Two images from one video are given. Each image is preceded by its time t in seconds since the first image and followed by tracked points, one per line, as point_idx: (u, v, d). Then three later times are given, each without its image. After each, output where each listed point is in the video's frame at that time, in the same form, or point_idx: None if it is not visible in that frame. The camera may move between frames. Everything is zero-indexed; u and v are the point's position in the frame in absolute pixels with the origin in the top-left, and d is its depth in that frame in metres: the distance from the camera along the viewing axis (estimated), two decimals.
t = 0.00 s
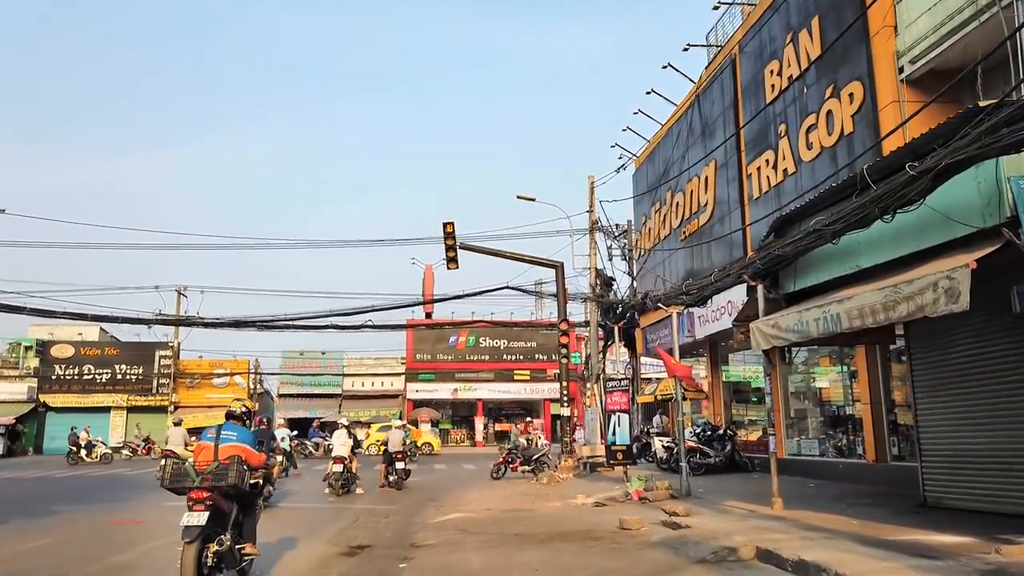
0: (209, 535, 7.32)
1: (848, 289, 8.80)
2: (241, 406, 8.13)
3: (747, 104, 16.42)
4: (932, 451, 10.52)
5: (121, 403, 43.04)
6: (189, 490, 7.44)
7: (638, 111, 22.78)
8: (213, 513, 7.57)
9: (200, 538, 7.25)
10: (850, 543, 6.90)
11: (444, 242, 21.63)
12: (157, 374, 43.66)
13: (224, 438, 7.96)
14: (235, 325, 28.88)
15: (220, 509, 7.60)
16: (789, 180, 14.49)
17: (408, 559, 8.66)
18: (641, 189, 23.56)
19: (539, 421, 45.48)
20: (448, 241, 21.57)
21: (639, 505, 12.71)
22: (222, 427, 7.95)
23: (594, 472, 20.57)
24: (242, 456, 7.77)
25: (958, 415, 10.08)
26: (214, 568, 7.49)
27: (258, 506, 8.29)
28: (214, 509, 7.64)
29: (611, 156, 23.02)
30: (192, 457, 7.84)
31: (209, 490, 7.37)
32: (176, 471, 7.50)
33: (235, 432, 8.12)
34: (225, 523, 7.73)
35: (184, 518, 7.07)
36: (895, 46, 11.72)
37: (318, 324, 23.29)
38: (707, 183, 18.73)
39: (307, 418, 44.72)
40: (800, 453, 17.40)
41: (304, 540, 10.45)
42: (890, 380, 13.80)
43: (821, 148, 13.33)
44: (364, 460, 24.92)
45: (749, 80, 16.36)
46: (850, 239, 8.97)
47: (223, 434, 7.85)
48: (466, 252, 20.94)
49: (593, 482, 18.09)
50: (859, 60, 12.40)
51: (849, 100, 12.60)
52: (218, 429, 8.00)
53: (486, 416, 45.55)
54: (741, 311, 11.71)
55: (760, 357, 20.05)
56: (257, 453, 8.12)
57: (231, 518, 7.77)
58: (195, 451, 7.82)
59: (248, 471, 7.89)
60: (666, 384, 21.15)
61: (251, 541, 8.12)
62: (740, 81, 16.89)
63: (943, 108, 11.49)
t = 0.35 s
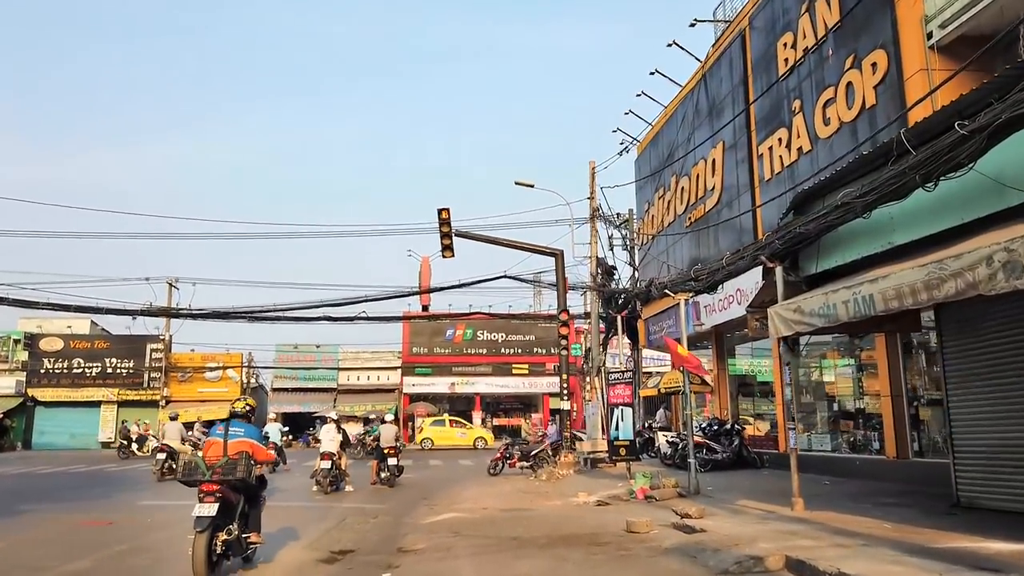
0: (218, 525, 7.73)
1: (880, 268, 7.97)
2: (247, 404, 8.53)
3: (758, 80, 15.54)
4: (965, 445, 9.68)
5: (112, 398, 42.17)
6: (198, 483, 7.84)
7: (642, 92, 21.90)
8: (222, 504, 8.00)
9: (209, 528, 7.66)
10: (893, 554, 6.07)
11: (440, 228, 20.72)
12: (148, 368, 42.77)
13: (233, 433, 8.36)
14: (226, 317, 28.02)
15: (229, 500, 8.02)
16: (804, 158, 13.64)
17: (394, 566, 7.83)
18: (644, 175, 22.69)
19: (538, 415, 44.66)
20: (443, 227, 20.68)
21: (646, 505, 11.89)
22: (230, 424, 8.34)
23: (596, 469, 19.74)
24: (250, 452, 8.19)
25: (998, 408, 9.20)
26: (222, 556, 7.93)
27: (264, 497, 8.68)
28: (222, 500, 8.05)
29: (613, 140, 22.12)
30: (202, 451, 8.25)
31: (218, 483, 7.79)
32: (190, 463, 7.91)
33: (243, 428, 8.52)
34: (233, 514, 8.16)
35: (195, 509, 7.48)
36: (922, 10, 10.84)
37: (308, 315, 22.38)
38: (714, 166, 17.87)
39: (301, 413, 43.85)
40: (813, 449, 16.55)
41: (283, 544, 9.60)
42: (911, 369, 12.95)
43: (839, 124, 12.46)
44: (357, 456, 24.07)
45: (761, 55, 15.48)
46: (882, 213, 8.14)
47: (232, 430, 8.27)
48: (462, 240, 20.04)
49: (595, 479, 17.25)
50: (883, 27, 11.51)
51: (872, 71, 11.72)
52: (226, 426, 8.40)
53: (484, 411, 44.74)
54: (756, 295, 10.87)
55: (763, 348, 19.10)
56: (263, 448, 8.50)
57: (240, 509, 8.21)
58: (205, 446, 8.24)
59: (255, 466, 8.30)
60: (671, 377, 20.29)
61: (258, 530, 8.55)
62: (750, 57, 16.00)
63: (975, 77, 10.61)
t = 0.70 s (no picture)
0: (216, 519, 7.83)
1: (912, 246, 7.15)
2: (243, 404, 8.70)
3: (765, 57, 14.73)
4: (996, 440, 8.88)
5: (98, 393, 41.21)
6: (197, 478, 7.91)
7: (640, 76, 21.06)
8: (221, 499, 8.11)
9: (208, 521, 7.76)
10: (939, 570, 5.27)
11: (430, 216, 19.82)
12: (135, 362, 41.83)
13: (232, 432, 8.51)
14: (211, 310, 27.11)
15: (227, 495, 8.13)
16: (815, 136, 12.82)
17: None
18: (643, 161, 21.87)
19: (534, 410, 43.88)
20: (433, 215, 19.82)
21: (647, 507, 11.09)
22: (228, 423, 8.51)
23: (593, 466, 18.92)
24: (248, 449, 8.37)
25: None
26: (219, 549, 8.02)
27: (260, 492, 8.80)
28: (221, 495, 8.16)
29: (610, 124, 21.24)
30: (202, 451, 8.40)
31: (218, 477, 7.89)
32: (190, 460, 8.04)
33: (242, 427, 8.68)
34: (231, 508, 8.25)
35: (196, 502, 7.56)
36: None
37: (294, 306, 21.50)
38: (717, 149, 17.06)
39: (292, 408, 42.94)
40: (822, 446, 15.65)
41: (251, 552, 8.76)
42: (930, 358, 12.09)
43: (855, 98, 11.65)
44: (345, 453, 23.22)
45: (768, 30, 14.66)
46: (914, 184, 7.34)
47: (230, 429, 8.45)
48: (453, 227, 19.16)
49: (592, 477, 16.45)
50: None
51: (890, 40, 10.91)
52: (224, 425, 8.58)
53: (479, 406, 43.94)
54: (767, 281, 10.08)
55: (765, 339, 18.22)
56: (261, 445, 8.64)
57: (238, 503, 8.30)
58: (205, 443, 8.37)
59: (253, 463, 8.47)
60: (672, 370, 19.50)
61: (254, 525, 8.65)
62: (757, 33, 15.18)
63: (1005, 43, 9.80)
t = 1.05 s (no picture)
0: (214, 516, 7.82)
1: (950, 224, 6.36)
2: (240, 405, 8.80)
3: (771, 33, 13.93)
4: None
5: (80, 389, 40.19)
6: (196, 477, 7.92)
7: (638, 59, 20.22)
8: (218, 496, 8.07)
9: (206, 518, 7.74)
10: None
11: (418, 204, 18.97)
12: (119, 357, 40.83)
13: (229, 432, 8.54)
14: (193, 303, 26.17)
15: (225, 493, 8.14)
16: (826, 115, 12.04)
17: None
18: (640, 149, 21.05)
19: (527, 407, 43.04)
20: (422, 203, 18.95)
21: (648, 511, 10.32)
22: (227, 424, 8.58)
23: (588, 465, 18.10)
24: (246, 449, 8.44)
25: None
26: (217, 545, 7.98)
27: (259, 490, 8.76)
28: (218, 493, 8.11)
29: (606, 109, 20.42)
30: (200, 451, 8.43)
31: (217, 476, 7.91)
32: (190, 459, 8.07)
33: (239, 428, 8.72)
34: (229, 506, 8.23)
35: (194, 500, 7.55)
36: None
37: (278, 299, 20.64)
38: (719, 133, 16.26)
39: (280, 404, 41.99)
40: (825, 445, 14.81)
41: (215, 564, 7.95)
42: (950, 351, 11.29)
43: (872, 72, 10.85)
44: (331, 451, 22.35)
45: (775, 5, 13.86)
46: (955, 151, 6.59)
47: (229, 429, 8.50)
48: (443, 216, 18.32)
49: (588, 477, 15.67)
50: None
51: (911, 8, 10.12)
52: (222, 427, 8.63)
53: (471, 402, 43.11)
54: (780, 267, 9.33)
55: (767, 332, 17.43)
56: (258, 447, 8.70)
57: (237, 501, 8.30)
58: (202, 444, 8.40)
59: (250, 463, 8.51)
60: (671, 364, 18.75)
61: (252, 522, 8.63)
62: (763, 9, 14.38)
63: None
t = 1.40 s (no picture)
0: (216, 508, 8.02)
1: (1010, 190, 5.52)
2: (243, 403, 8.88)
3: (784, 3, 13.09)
4: None
5: (65, 382, 39.18)
6: (200, 470, 8.08)
7: (640, 37, 19.31)
8: (222, 489, 8.23)
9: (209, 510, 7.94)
10: None
11: (408, 189, 18.09)
12: (104, 350, 39.84)
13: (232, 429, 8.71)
14: (177, 294, 25.21)
15: (229, 486, 8.30)
16: (844, 87, 11.25)
17: None
18: (641, 132, 20.17)
19: (522, 402, 42.20)
20: (412, 187, 18.04)
21: (653, 515, 9.52)
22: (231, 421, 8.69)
23: (586, 462, 17.25)
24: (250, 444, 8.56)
25: None
26: (220, 536, 8.16)
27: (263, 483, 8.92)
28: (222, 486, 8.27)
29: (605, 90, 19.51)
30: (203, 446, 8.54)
31: (219, 471, 8.05)
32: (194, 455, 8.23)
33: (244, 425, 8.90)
34: (233, 499, 8.42)
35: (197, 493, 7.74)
36: None
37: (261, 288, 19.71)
38: (725, 112, 15.42)
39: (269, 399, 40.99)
40: (837, 441, 13.99)
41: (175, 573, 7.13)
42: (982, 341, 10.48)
43: (897, 38, 10.02)
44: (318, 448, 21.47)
45: None
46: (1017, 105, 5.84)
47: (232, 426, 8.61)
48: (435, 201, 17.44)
49: (586, 475, 14.86)
50: None
51: None
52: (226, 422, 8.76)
53: (465, 397, 42.23)
54: (800, 248, 8.53)
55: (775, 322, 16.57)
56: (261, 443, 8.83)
57: (243, 494, 8.50)
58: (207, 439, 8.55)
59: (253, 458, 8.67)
60: (672, 355, 18.05)
61: (256, 515, 8.81)
62: None
63: None
